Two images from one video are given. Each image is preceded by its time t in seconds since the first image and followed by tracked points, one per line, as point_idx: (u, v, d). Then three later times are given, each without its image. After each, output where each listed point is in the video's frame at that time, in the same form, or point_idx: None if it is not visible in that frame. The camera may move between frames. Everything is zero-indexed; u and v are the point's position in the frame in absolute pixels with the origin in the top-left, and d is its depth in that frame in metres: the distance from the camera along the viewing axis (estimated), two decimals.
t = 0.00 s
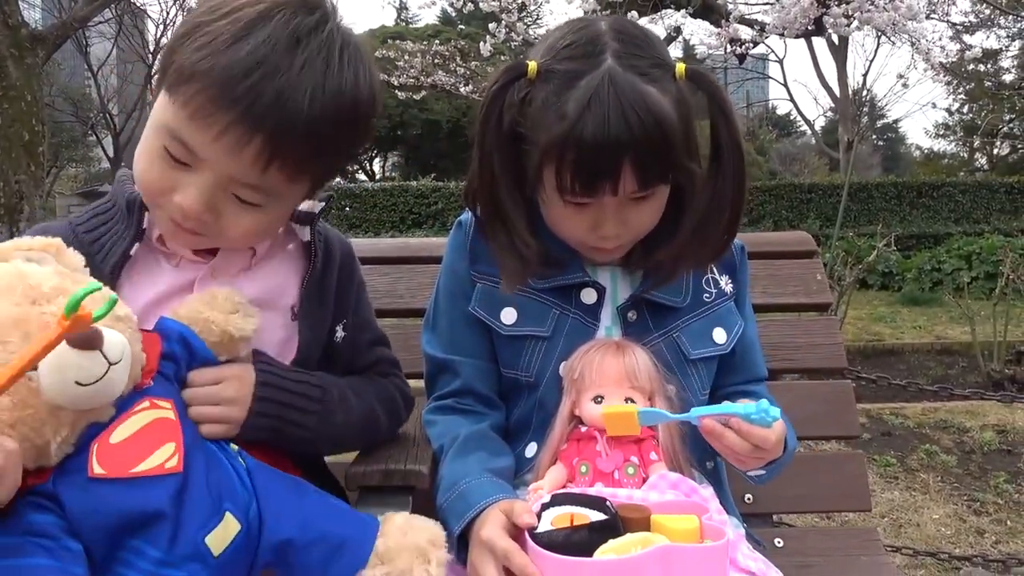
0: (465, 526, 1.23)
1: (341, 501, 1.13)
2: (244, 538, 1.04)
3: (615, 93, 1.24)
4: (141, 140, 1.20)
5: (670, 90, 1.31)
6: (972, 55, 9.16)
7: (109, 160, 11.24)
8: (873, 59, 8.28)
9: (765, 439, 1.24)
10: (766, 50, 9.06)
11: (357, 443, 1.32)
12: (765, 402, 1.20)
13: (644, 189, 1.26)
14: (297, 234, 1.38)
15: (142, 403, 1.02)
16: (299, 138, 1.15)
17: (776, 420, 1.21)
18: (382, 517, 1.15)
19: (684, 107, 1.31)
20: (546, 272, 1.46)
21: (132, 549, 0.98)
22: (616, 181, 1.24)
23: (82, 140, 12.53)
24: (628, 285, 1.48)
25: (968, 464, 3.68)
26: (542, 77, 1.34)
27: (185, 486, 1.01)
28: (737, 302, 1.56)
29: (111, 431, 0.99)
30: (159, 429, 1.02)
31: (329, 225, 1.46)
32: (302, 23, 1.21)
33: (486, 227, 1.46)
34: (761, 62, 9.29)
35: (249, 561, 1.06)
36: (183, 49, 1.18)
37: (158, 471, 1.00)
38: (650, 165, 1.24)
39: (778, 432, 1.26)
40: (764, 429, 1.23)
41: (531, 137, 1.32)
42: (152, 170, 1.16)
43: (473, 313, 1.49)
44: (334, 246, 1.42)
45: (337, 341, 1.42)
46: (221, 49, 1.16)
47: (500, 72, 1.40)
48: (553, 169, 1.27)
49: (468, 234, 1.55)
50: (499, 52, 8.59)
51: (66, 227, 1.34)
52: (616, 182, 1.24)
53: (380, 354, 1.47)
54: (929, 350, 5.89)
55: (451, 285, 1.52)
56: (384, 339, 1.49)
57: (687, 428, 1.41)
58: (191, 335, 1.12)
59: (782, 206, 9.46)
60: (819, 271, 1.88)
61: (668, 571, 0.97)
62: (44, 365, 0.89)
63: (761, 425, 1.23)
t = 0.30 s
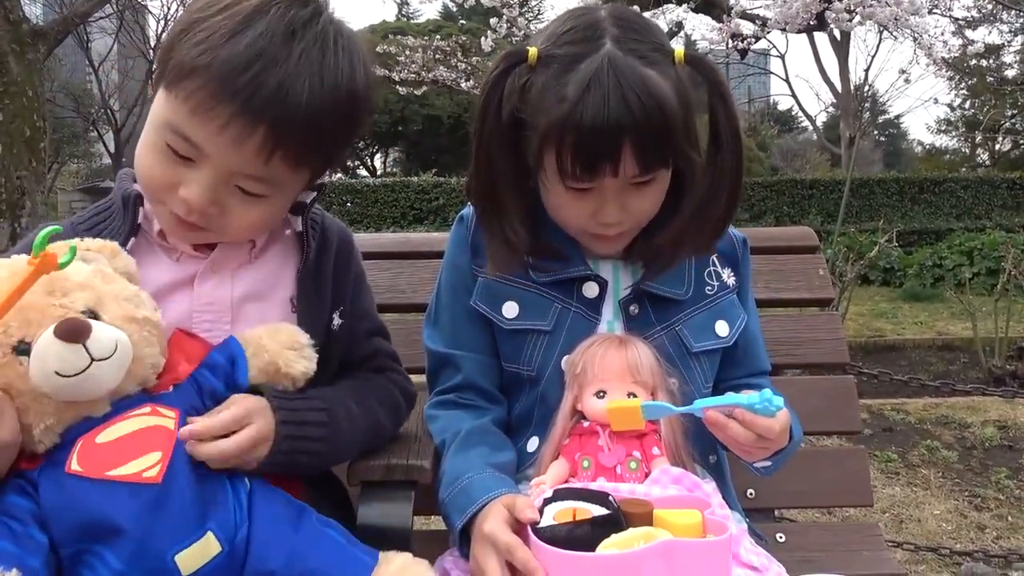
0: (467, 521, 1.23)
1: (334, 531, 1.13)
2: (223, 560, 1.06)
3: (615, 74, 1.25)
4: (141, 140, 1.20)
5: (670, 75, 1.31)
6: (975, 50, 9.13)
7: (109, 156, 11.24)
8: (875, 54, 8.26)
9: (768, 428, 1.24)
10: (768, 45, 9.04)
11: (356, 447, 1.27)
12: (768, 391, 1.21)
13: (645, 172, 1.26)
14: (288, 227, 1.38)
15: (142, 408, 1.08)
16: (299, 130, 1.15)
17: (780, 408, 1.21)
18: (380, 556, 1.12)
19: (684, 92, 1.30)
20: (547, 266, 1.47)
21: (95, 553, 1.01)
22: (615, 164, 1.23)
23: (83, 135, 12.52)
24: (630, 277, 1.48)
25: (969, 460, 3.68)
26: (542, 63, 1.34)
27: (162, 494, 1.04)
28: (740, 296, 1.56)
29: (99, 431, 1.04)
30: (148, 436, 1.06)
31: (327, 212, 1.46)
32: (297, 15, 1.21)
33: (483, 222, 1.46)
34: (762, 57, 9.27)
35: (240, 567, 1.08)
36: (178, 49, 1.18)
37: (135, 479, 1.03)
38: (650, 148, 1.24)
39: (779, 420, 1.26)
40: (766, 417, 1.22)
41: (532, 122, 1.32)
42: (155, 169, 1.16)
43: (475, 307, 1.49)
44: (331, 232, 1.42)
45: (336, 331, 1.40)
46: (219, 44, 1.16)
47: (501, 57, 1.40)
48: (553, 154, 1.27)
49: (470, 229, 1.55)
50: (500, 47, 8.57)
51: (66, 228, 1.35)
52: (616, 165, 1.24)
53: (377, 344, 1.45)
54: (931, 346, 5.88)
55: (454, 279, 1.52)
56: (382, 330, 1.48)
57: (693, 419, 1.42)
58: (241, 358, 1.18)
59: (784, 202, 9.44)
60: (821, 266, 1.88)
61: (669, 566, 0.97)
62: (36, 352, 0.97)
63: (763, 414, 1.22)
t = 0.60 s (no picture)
0: (470, 520, 1.23)
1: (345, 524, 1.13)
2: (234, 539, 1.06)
3: (617, 60, 1.25)
4: (145, 141, 1.19)
5: (672, 65, 1.31)
6: (978, 48, 9.10)
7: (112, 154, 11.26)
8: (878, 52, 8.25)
9: (778, 432, 1.24)
10: (771, 43, 9.02)
11: (356, 445, 1.25)
12: (780, 395, 1.19)
13: (647, 161, 1.26)
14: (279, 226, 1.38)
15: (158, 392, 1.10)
16: (306, 115, 1.16)
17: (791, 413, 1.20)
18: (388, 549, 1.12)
19: (687, 84, 1.30)
20: (550, 263, 1.46)
21: (111, 528, 1.03)
22: (617, 152, 1.23)
23: (85, 133, 12.53)
24: (633, 275, 1.48)
25: (971, 458, 3.68)
26: (546, 51, 1.35)
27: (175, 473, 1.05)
28: (744, 295, 1.56)
29: (118, 411, 1.06)
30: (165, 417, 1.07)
31: (318, 204, 1.46)
32: None
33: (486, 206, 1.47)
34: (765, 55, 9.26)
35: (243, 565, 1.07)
36: (172, 44, 1.18)
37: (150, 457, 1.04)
38: (651, 136, 1.24)
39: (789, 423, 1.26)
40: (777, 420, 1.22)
41: (534, 109, 1.32)
42: (165, 168, 1.16)
43: (478, 305, 1.49)
44: (323, 226, 1.42)
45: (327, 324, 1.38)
46: (215, 37, 1.15)
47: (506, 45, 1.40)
48: (555, 141, 1.27)
49: (473, 227, 1.55)
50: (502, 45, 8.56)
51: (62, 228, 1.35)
52: (618, 151, 1.23)
53: (365, 339, 1.41)
54: (933, 344, 5.87)
55: (456, 276, 1.52)
56: (373, 326, 1.44)
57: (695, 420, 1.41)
58: (260, 352, 1.22)
59: (786, 200, 9.41)
60: (823, 265, 1.87)
61: (672, 566, 0.97)
62: (55, 332, 1.00)
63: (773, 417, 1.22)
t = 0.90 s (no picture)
0: (472, 520, 1.23)
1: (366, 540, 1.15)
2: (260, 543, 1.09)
3: (623, 58, 1.25)
4: (185, 140, 1.18)
5: (678, 65, 1.31)
6: (980, 48, 9.09)
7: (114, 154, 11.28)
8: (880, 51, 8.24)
9: (778, 430, 1.24)
10: (772, 43, 9.03)
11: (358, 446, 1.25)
12: (780, 393, 1.21)
13: (652, 159, 1.26)
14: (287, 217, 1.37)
15: (202, 387, 1.11)
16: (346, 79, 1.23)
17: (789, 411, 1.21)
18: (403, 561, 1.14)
19: (692, 84, 1.30)
20: (554, 263, 1.46)
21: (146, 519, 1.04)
22: (622, 149, 1.23)
23: (87, 134, 12.53)
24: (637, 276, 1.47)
25: (974, 459, 3.67)
26: (552, 49, 1.35)
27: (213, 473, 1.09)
28: (746, 295, 1.55)
29: (164, 399, 1.07)
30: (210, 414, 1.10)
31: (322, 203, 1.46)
32: None
33: (491, 204, 1.46)
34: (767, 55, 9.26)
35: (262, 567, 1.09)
36: (202, 27, 1.16)
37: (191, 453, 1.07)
38: (656, 135, 1.23)
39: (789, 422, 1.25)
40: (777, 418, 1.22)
41: (540, 106, 1.32)
42: (219, 157, 1.16)
43: (481, 305, 1.49)
44: (328, 225, 1.42)
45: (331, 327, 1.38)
46: (236, 18, 1.16)
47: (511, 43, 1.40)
48: (559, 138, 1.27)
49: (477, 227, 1.54)
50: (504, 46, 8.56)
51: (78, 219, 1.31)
52: (623, 150, 1.23)
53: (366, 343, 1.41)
54: (936, 344, 5.86)
55: (460, 276, 1.52)
56: (372, 330, 1.44)
57: (697, 420, 1.41)
58: (291, 359, 1.20)
59: (788, 200, 9.40)
60: (826, 265, 1.87)
61: (676, 567, 0.96)
62: (131, 307, 1.01)
63: (773, 415, 1.22)
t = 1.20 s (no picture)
0: (473, 520, 1.23)
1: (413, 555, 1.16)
2: (318, 538, 1.07)
3: (619, 54, 1.25)
4: (299, 125, 1.13)
5: (675, 61, 1.31)
6: (981, 46, 9.08)
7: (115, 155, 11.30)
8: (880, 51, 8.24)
9: (807, 388, 1.24)
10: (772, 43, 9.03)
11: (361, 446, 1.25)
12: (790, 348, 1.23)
13: (651, 155, 1.26)
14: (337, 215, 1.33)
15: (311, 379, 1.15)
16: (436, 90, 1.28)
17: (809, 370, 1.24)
18: None
19: (689, 80, 1.30)
20: (556, 263, 1.46)
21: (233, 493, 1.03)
22: (620, 145, 1.22)
23: (88, 135, 12.55)
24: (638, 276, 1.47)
25: (977, 458, 3.66)
26: (549, 47, 1.35)
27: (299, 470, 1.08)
28: (747, 292, 1.55)
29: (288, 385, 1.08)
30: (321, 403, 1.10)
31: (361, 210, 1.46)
32: None
33: (491, 203, 1.47)
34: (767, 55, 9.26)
35: (303, 568, 1.07)
36: (339, 24, 1.16)
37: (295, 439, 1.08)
38: (653, 130, 1.23)
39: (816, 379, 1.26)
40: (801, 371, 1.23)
41: (537, 103, 1.32)
42: (329, 146, 1.12)
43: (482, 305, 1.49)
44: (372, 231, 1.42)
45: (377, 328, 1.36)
46: (369, 16, 1.18)
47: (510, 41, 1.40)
48: (557, 135, 1.27)
49: (477, 227, 1.54)
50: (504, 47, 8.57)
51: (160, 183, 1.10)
52: (620, 145, 1.23)
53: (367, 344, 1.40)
54: (938, 343, 5.85)
55: (460, 276, 1.51)
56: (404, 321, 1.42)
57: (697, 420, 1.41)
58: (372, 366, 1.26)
59: (789, 200, 9.41)
60: (827, 265, 1.87)
61: (677, 566, 0.96)
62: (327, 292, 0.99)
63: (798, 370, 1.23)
